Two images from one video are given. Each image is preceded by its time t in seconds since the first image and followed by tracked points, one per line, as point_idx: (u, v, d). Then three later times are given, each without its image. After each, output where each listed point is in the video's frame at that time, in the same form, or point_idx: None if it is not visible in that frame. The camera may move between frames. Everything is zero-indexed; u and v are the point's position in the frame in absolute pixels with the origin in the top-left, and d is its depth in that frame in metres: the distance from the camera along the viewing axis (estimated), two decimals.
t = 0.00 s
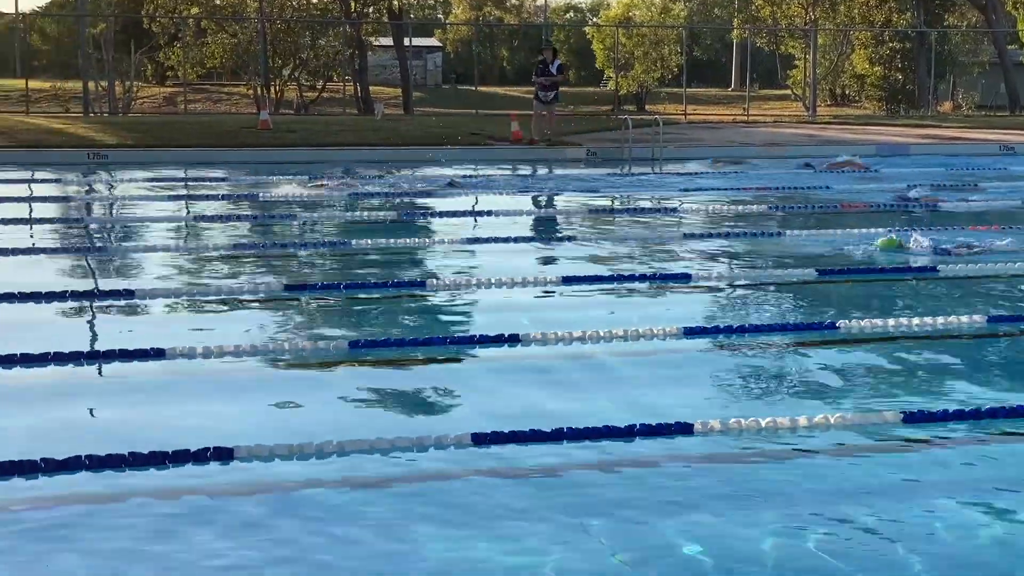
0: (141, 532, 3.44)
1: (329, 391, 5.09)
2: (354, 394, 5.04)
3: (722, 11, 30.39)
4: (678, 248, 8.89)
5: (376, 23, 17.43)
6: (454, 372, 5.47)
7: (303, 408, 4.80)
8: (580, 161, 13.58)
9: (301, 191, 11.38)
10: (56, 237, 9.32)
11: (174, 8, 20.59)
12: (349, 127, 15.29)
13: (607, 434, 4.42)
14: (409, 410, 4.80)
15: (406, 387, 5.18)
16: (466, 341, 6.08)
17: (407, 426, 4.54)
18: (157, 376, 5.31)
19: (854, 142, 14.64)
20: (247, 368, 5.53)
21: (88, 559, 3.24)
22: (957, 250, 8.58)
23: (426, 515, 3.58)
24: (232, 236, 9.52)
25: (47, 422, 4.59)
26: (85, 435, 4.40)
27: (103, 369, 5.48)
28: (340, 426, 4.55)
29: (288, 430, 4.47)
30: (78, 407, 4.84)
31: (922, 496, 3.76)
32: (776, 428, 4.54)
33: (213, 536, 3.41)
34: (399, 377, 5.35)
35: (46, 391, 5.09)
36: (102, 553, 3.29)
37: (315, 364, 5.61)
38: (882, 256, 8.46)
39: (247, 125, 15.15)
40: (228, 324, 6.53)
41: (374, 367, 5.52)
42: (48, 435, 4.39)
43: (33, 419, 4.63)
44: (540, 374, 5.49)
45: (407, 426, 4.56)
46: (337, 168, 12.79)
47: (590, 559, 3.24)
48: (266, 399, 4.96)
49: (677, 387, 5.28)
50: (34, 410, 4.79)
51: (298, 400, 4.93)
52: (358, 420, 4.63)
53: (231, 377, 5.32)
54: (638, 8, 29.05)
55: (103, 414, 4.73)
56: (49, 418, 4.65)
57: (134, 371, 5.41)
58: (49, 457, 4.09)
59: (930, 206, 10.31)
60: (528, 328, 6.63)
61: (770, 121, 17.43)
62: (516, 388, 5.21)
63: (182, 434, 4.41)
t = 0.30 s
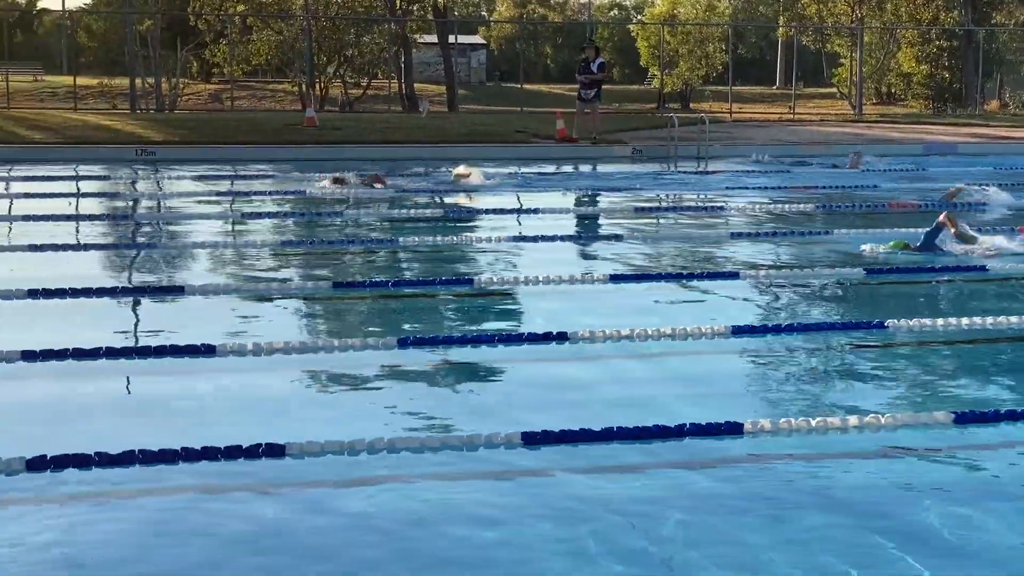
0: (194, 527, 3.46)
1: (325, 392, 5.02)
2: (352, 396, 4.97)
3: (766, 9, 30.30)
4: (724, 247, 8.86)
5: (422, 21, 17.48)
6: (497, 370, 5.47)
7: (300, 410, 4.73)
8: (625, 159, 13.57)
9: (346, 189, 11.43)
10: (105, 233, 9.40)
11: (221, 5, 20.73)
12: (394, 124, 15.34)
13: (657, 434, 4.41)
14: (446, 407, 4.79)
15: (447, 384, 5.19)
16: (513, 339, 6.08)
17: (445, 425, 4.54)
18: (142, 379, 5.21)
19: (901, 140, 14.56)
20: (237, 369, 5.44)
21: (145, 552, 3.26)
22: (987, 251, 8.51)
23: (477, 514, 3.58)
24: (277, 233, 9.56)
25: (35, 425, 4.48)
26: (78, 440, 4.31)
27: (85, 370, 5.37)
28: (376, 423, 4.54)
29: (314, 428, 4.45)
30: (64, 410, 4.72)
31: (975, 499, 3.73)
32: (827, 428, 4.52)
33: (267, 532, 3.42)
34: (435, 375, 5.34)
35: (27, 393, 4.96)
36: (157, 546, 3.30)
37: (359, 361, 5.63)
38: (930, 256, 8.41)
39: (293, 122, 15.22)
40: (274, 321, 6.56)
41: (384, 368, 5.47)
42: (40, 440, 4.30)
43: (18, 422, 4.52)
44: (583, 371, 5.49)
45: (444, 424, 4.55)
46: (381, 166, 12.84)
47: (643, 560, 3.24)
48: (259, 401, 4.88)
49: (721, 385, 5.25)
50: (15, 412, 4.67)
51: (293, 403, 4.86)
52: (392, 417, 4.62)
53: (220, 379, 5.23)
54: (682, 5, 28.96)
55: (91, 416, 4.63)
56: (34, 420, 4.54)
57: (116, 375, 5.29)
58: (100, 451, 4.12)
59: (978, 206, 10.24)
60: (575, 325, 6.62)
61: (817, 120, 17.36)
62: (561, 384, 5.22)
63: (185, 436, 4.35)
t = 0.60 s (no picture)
0: (245, 522, 3.48)
1: (328, 398, 5.01)
2: (359, 401, 4.95)
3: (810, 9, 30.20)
4: (768, 247, 8.85)
5: (465, 22, 17.54)
6: (541, 373, 5.49)
7: (312, 416, 4.72)
8: (668, 159, 13.58)
9: (390, 188, 11.48)
10: (150, 232, 9.48)
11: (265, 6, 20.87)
12: (437, 124, 15.40)
13: (704, 437, 4.42)
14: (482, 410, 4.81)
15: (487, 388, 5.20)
16: (559, 340, 6.11)
17: (484, 428, 4.55)
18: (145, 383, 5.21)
19: (946, 142, 14.49)
20: (244, 373, 5.43)
21: (197, 547, 3.29)
22: None
23: (524, 513, 3.60)
24: (321, 232, 9.62)
25: (39, 431, 4.48)
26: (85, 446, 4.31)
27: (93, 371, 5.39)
28: (412, 426, 4.56)
29: (345, 433, 4.46)
30: (89, 413, 4.74)
31: None
32: (874, 432, 4.51)
33: (317, 529, 3.44)
34: (472, 378, 5.36)
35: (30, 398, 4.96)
36: (209, 542, 3.33)
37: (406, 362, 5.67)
38: (974, 258, 8.37)
39: (337, 122, 15.31)
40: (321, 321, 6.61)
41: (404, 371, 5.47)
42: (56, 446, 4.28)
43: (31, 427, 4.51)
44: (624, 374, 5.49)
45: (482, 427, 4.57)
46: (424, 166, 12.89)
47: (693, 561, 3.24)
48: (271, 406, 4.87)
49: (765, 388, 5.25)
50: (28, 417, 4.66)
51: (306, 407, 4.85)
52: (427, 421, 4.64)
53: (226, 384, 5.22)
54: (726, 6, 28.91)
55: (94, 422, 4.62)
56: (47, 426, 4.53)
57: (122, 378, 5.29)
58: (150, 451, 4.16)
59: None
60: (620, 327, 6.63)
61: (861, 121, 17.30)
62: (603, 387, 5.23)
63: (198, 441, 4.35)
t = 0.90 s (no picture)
0: (293, 523, 3.50)
1: (369, 395, 5.02)
2: (383, 399, 4.95)
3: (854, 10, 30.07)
4: (812, 250, 8.83)
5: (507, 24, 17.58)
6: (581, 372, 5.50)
7: (353, 413, 4.73)
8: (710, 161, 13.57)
9: (433, 190, 11.52)
10: (195, 233, 9.55)
11: (309, 8, 21.02)
12: (479, 125, 15.45)
13: (750, 439, 4.41)
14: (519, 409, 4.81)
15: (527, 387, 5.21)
16: (604, 342, 6.12)
17: (521, 426, 4.55)
18: (161, 380, 5.21)
19: (992, 144, 14.39)
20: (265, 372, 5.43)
21: (245, 549, 3.30)
22: None
23: (572, 514, 3.60)
24: (363, 233, 9.67)
25: (58, 427, 4.49)
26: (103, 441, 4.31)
27: (108, 370, 5.39)
28: (452, 424, 4.57)
29: (378, 430, 4.47)
30: (131, 410, 4.76)
31: None
32: (921, 434, 4.49)
33: (363, 531, 3.45)
34: (508, 377, 5.36)
35: (47, 395, 4.97)
36: (258, 543, 3.34)
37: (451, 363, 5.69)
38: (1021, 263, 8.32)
39: (380, 124, 15.39)
40: (365, 321, 6.65)
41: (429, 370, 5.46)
42: (101, 442, 4.30)
43: (76, 424, 4.53)
44: (668, 374, 5.49)
45: (518, 425, 4.57)
46: (466, 167, 12.94)
47: (738, 564, 3.24)
48: (312, 403, 4.88)
49: (808, 389, 5.24)
50: (72, 414, 4.68)
51: (346, 404, 4.86)
52: (466, 419, 4.65)
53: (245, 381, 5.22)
54: (770, 8, 28.79)
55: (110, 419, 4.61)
56: (91, 422, 4.55)
57: (138, 376, 5.29)
58: (200, 450, 4.18)
59: None
60: (664, 329, 6.64)
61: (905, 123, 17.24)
62: (645, 387, 5.23)
63: (223, 438, 4.36)
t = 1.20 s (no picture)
0: (339, 523, 3.48)
1: (408, 396, 4.99)
2: (422, 400, 4.91)
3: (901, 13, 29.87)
4: (859, 254, 8.77)
5: (551, 26, 17.59)
6: (622, 375, 5.48)
7: (393, 414, 4.69)
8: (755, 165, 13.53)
9: (477, 193, 11.53)
10: (240, 234, 9.59)
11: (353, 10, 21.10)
12: (523, 128, 15.46)
13: (799, 442, 4.37)
14: (562, 412, 4.77)
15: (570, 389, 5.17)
16: (650, 344, 6.10)
17: (564, 428, 4.51)
18: (199, 380, 5.19)
19: None
20: (302, 374, 5.40)
21: (290, 548, 3.28)
22: None
23: (621, 517, 3.58)
24: (408, 236, 9.68)
25: (94, 424, 4.46)
26: (140, 438, 4.28)
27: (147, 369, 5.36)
28: (495, 425, 4.53)
29: (421, 431, 4.43)
30: (170, 407, 4.74)
31: None
32: (972, 440, 4.45)
33: (411, 530, 3.44)
34: (550, 379, 5.33)
35: (85, 393, 4.94)
36: (303, 543, 3.32)
37: (494, 364, 5.67)
38: None
39: (425, 126, 15.43)
40: (412, 323, 6.66)
41: (468, 372, 5.43)
42: (142, 438, 4.27)
43: (115, 420, 4.50)
44: (714, 377, 5.46)
45: (561, 427, 4.54)
46: (509, 170, 12.94)
47: (789, 569, 3.20)
48: (352, 403, 4.85)
49: (854, 394, 5.19)
50: (111, 411, 4.66)
51: (386, 405, 4.82)
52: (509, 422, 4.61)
53: (283, 382, 5.19)
54: (814, 10, 28.70)
55: (145, 417, 4.59)
56: (130, 419, 4.53)
57: (177, 375, 5.27)
58: (248, 450, 4.13)
59: None
60: (710, 331, 6.61)
61: (953, 127, 17.11)
62: (690, 390, 5.19)
63: (261, 437, 4.33)
